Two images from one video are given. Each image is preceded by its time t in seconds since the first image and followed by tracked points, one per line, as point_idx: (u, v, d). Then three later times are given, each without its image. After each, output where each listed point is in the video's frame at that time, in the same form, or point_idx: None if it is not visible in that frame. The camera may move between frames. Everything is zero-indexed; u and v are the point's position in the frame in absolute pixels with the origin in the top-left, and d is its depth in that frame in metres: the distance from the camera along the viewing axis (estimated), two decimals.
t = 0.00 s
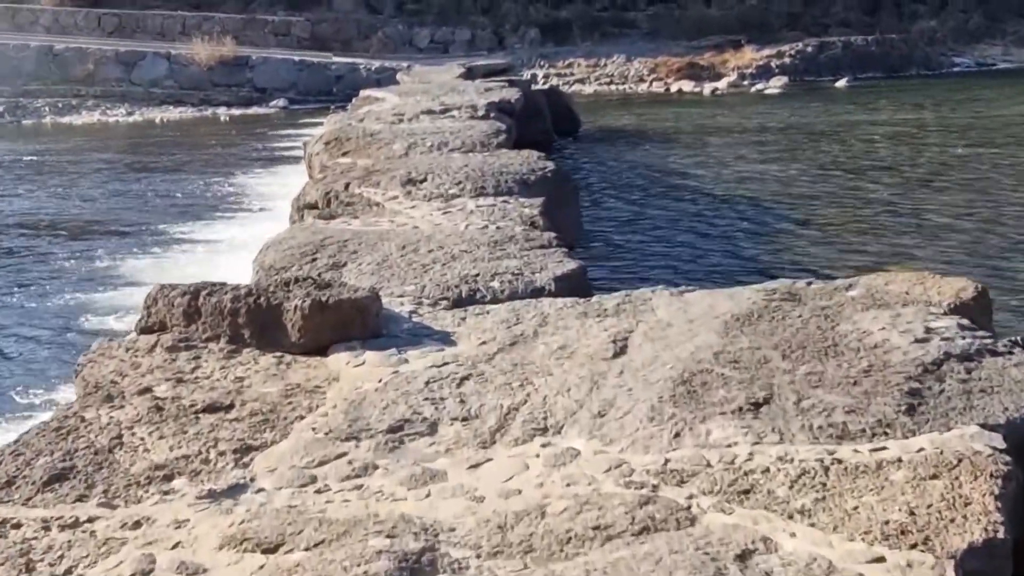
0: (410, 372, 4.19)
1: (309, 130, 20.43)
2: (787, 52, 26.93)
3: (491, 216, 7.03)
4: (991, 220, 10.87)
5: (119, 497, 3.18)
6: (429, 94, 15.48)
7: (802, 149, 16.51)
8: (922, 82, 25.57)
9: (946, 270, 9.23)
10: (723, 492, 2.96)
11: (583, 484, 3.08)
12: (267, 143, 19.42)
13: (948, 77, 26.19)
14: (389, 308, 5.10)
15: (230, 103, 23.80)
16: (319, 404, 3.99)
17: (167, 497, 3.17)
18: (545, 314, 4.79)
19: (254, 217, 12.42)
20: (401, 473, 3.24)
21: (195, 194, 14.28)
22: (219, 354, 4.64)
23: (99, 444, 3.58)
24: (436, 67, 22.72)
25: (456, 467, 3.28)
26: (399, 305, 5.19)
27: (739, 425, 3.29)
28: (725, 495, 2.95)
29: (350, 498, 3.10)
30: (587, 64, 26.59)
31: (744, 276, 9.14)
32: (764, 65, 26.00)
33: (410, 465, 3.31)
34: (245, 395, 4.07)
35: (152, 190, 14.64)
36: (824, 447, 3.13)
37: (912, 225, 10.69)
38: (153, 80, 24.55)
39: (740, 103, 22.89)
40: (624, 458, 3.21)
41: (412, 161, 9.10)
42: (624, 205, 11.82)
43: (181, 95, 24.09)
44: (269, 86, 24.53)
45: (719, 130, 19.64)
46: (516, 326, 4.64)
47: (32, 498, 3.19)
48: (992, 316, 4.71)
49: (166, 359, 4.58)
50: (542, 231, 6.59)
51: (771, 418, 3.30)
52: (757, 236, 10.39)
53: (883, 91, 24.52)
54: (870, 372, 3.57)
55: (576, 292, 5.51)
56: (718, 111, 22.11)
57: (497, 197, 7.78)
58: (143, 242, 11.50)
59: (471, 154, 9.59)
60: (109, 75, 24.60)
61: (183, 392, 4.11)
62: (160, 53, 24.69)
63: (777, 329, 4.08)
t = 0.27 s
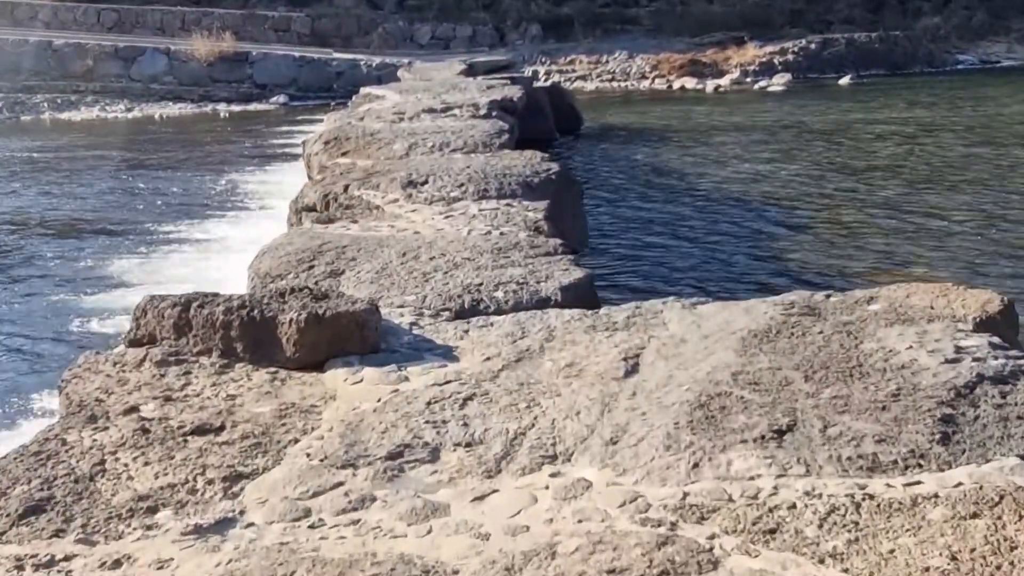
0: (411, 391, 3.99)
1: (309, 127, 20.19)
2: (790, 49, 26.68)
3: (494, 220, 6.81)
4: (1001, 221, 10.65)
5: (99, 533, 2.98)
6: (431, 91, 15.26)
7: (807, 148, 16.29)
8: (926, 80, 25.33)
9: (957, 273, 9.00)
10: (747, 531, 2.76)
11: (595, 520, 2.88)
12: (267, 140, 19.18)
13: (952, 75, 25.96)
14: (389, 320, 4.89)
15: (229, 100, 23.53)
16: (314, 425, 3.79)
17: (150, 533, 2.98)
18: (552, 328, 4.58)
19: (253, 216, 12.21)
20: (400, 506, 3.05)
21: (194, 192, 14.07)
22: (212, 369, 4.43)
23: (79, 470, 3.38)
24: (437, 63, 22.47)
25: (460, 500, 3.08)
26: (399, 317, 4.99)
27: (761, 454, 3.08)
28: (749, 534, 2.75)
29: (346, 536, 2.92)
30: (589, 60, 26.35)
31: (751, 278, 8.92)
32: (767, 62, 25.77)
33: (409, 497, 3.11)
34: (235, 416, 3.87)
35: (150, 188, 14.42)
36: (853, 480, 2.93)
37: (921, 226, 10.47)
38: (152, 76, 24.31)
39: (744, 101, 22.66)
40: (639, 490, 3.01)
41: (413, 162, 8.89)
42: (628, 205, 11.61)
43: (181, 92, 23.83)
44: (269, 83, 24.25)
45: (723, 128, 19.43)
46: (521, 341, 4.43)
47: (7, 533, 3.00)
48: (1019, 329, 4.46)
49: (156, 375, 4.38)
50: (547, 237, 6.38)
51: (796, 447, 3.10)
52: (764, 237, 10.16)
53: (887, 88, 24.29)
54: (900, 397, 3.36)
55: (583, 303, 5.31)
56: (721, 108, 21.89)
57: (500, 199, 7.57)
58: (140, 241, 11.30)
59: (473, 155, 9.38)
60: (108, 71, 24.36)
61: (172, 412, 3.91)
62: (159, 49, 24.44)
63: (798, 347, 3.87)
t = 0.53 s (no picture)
0: (406, 412, 3.77)
1: (306, 130, 19.98)
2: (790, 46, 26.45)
3: (493, 226, 6.60)
4: (1010, 218, 10.41)
5: None
6: (429, 93, 15.05)
7: (809, 146, 16.08)
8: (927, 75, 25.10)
9: (966, 273, 8.77)
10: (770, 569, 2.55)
11: (606, 556, 2.68)
12: (264, 143, 18.97)
13: (953, 70, 25.72)
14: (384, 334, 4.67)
15: (227, 102, 23.33)
16: (304, 448, 3.58)
17: None
18: (555, 341, 4.37)
19: (249, 220, 12.00)
20: (396, 544, 2.86)
21: (190, 197, 13.88)
22: (198, 390, 4.22)
23: (50, 503, 3.18)
24: (435, 63, 22.24)
25: (459, 537, 2.87)
26: (395, 330, 4.77)
27: (782, 482, 2.88)
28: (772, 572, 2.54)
29: None
30: (588, 59, 26.12)
31: (756, 280, 8.69)
32: (767, 60, 25.54)
33: (404, 535, 2.91)
34: (221, 440, 3.65)
35: (146, 193, 14.23)
36: (884, 513, 2.73)
37: (927, 224, 10.24)
38: (149, 80, 24.11)
39: (744, 99, 22.44)
40: (652, 522, 2.81)
41: (410, 166, 8.67)
42: (630, 207, 11.39)
43: (178, 95, 23.64)
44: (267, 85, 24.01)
45: (724, 126, 19.20)
46: (522, 356, 4.22)
47: None
48: None
49: (139, 396, 4.16)
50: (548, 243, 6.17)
51: (819, 473, 2.90)
52: (768, 237, 9.95)
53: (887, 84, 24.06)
54: (927, 416, 3.15)
55: (586, 313, 5.11)
56: (721, 107, 21.68)
57: (499, 204, 7.35)
58: (135, 247, 11.11)
59: (471, 157, 9.17)
60: (105, 75, 24.18)
61: (153, 436, 3.70)
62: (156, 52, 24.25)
63: (817, 362, 3.65)
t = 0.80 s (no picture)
0: (406, 440, 3.57)
1: (308, 133, 19.77)
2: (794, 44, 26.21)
3: (496, 236, 6.39)
4: None
5: None
6: (430, 96, 14.84)
7: (815, 146, 15.86)
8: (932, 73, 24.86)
9: (981, 276, 8.54)
10: None
11: None
12: (265, 147, 18.76)
13: (959, 67, 25.47)
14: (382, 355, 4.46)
15: (228, 107, 23.12)
16: (297, 482, 3.37)
17: None
18: (562, 361, 4.17)
19: (250, 227, 11.80)
20: None
21: (189, 203, 13.68)
22: (187, 417, 4.02)
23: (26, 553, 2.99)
24: (437, 65, 22.03)
25: None
26: (395, 350, 4.56)
27: (809, 524, 2.68)
28: None
29: None
30: (590, 59, 25.90)
31: (765, 286, 8.48)
32: (771, 58, 25.31)
33: None
34: (209, 474, 3.45)
35: (146, 200, 14.03)
36: (922, 559, 2.53)
37: (940, 225, 10.02)
38: (150, 84, 23.89)
39: (749, 98, 22.21)
40: (671, 568, 2.61)
41: (411, 173, 8.46)
42: (636, 210, 11.18)
43: (179, 99, 23.44)
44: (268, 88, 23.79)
45: (730, 126, 18.98)
46: (528, 378, 4.01)
47: None
48: None
49: (125, 424, 3.96)
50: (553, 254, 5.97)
51: (849, 514, 2.70)
52: (777, 241, 9.73)
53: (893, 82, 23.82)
54: (963, 446, 2.95)
55: (594, 329, 4.91)
56: (725, 106, 21.46)
57: (502, 212, 7.15)
58: (133, 255, 10.92)
59: (473, 163, 8.97)
60: (106, 80, 23.98)
61: (138, 470, 3.50)
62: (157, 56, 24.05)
63: (842, 386, 3.43)
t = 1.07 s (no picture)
0: (403, 468, 3.37)
1: (309, 135, 19.57)
2: (797, 45, 25.99)
3: (498, 244, 6.19)
4: None
5: None
6: (432, 98, 14.65)
7: (820, 148, 15.65)
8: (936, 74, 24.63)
9: (992, 281, 8.34)
10: None
11: None
12: (265, 149, 18.56)
13: (964, 68, 25.24)
14: (376, 373, 4.25)
15: (229, 108, 22.92)
16: (288, 514, 3.18)
17: None
18: (568, 380, 3.96)
19: (249, 230, 11.60)
20: None
21: (188, 206, 13.49)
22: (174, 440, 3.82)
23: None
24: (439, 67, 21.83)
25: None
26: (393, 367, 4.36)
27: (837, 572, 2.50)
28: None
29: None
30: (592, 61, 25.69)
31: (772, 291, 8.27)
32: (774, 59, 25.10)
33: None
34: (195, 504, 3.26)
35: (144, 203, 13.83)
36: None
37: (950, 229, 9.81)
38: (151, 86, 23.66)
39: (752, 100, 22.02)
40: None
41: (411, 178, 8.26)
42: (639, 213, 10.98)
43: (179, 101, 23.23)
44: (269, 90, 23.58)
45: (734, 128, 18.78)
46: (532, 399, 3.81)
47: None
48: None
49: (109, 448, 3.77)
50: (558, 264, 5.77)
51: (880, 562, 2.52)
52: (784, 246, 9.53)
53: (897, 83, 23.59)
54: (1002, 483, 2.76)
55: (600, 345, 4.71)
56: (728, 108, 21.27)
57: (505, 219, 6.94)
58: (130, 259, 10.73)
59: (475, 168, 8.77)
60: (106, 82, 23.77)
61: (120, 500, 3.31)
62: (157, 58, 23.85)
63: (868, 411, 3.22)
